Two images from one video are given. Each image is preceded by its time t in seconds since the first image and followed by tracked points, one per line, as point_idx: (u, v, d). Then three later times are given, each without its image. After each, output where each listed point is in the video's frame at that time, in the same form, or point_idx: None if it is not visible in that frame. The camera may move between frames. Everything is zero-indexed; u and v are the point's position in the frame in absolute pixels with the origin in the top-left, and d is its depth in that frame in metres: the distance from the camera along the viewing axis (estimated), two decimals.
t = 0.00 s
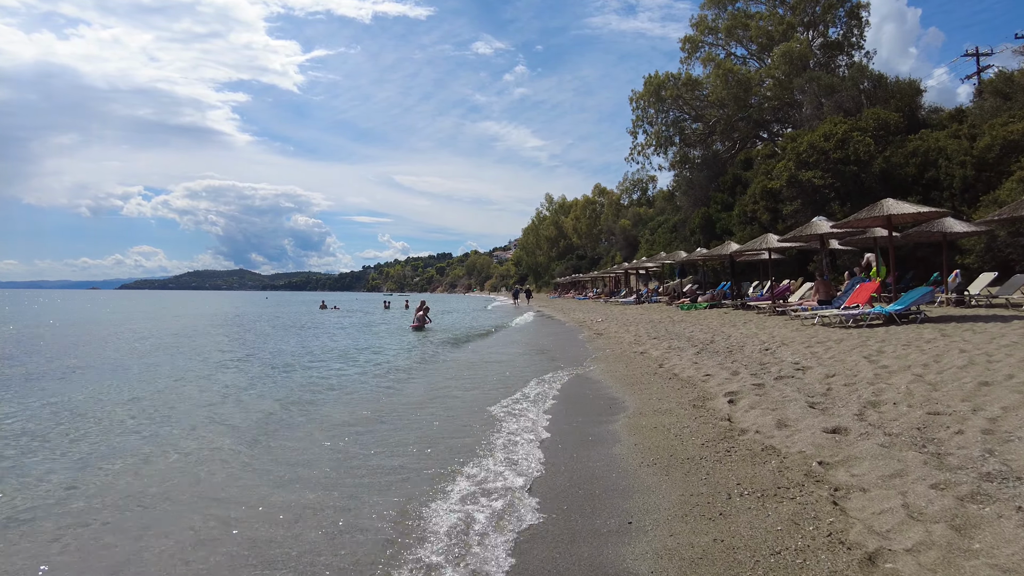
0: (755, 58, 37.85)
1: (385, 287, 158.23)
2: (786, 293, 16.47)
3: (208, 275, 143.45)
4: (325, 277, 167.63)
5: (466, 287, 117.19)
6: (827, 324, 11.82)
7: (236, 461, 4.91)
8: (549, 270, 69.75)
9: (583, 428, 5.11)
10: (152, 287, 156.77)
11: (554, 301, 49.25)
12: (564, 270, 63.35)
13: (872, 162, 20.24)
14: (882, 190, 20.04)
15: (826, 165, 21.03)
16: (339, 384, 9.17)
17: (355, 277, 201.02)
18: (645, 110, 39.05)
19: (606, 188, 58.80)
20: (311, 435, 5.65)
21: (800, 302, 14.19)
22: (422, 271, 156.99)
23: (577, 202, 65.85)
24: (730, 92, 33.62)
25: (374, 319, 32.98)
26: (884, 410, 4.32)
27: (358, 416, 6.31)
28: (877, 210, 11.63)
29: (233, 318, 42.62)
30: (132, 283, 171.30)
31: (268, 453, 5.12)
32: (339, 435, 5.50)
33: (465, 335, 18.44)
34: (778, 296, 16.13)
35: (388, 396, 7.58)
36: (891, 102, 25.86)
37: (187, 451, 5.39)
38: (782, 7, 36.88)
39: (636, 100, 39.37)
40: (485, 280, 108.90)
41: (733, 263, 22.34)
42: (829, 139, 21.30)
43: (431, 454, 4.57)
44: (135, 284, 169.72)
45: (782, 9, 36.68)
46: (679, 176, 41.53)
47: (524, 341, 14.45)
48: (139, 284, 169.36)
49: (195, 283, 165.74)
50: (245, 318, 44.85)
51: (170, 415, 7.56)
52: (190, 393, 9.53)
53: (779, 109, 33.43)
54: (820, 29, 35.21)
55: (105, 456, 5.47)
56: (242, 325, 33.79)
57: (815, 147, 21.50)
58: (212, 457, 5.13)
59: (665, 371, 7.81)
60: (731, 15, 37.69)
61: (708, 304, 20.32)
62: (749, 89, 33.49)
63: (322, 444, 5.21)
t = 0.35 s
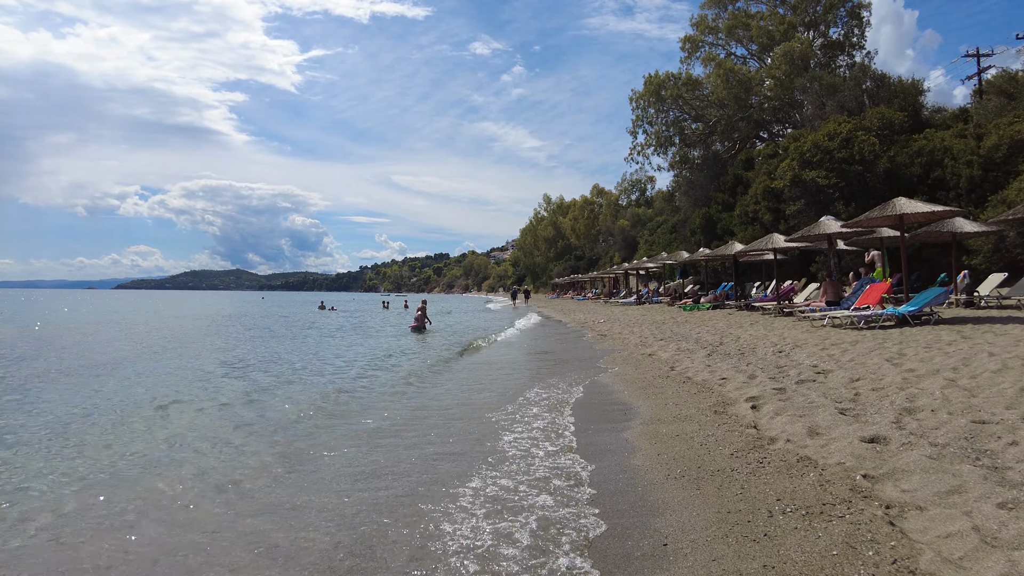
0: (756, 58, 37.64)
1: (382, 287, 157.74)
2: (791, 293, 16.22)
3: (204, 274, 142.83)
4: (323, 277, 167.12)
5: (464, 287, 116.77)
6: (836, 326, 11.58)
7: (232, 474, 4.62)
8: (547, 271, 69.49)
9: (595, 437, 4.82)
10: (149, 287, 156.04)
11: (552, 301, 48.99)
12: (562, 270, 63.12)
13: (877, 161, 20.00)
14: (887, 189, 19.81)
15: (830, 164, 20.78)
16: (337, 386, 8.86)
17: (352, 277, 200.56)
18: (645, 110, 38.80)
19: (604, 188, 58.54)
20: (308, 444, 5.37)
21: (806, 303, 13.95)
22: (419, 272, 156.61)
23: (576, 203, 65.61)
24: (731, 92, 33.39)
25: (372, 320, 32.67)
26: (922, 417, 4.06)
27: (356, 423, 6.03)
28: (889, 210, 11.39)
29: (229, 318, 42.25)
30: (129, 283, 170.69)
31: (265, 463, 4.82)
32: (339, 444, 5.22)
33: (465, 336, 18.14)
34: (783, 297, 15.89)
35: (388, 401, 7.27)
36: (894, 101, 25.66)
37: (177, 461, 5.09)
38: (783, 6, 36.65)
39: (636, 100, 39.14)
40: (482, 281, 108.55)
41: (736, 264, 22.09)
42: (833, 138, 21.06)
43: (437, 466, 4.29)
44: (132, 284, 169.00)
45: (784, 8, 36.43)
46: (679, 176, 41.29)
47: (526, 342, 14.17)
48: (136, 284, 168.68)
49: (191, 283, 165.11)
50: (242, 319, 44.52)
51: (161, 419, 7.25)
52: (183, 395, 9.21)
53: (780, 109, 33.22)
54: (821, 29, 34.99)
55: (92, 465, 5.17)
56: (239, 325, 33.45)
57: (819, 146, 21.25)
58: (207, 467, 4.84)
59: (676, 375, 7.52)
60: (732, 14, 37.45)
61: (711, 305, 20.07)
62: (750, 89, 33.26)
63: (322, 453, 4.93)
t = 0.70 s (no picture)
0: (746, 57, 37.62)
1: (372, 288, 156.78)
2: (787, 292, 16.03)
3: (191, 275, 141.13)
4: (312, 277, 166.05)
5: (454, 288, 116.29)
6: (837, 324, 11.37)
7: (214, 481, 4.28)
8: (537, 271, 69.30)
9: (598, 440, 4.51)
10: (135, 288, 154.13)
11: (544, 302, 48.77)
12: (552, 270, 62.95)
13: (872, 159, 19.87)
14: (881, 187, 19.72)
15: (824, 161, 20.64)
16: (323, 387, 8.48)
17: (342, 278, 199.32)
18: (636, 109, 38.63)
19: (595, 188, 58.42)
20: (294, 449, 5.02)
21: (805, 301, 13.74)
22: (409, 272, 155.93)
23: (566, 203, 65.45)
24: (723, 91, 33.32)
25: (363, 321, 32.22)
26: (951, 416, 3.82)
27: (344, 426, 5.68)
28: (890, 205, 11.20)
29: (215, 319, 41.50)
30: (115, 284, 168.33)
31: (246, 470, 4.47)
32: (327, 449, 4.87)
33: (458, 336, 17.80)
34: (780, 295, 15.68)
35: (379, 403, 6.92)
36: (885, 100, 25.63)
37: (149, 469, 4.70)
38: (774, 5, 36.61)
39: (627, 99, 38.97)
40: (473, 281, 108.14)
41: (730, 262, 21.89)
42: (827, 136, 20.92)
43: (431, 473, 3.96)
44: (118, 286, 166.72)
45: (774, 8, 36.41)
46: (670, 176, 41.18)
47: (520, 342, 13.82)
48: (122, 286, 166.39)
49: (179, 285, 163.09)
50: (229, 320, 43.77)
51: (135, 424, 6.83)
52: (159, 398, 8.75)
53: (772, 108, 33.18)
54: (811, 29, 35.03)
55: (56, 473, 4.77)
56: (225, 327, 32.81)
57: (813, 144, 21.10)
58: (182, 476, 4.47)
59: (678, 374, 7.22)
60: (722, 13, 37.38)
61: (706, 304, 19.86)
62: (741, 88, 33.19)
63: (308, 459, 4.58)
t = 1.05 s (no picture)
0: (740, 54, 37.43)
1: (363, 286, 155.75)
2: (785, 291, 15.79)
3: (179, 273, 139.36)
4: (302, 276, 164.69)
5: (445, 286, 115.75)
6: (841, 324, 11.13)
7: (195, 501, 3.93)
8: (529, 270, 68.96)
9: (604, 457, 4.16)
10: (122, 286, 152.11)
11: (537, 301, 48.55)
12: (544, 269, 62.64)
13: (869, 156, 19.68)
14: (878, 184, 19.54)
15: (821, 159, 20.41)
16: (309, 394, 8.05)
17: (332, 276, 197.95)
18: (629, 106, 38.35)
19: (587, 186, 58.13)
20: (277, 466, 4.65)
21: (806, 301, 13.50)
22: (400, 271, 155.22)
23: (558, 201, 65.11)
24: (716, 88, 33.10)
25: (354, 322, 31.75)
26: (993, 429, 3.53)
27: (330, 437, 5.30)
28: (894, 203, 10.95)
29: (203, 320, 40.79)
30: (101, 283, 166.02)
31: (229, 489, 4.11)
32: (316, 464, 4.53)
33: (452, 337, 17.42)
34: (779, 294, 15.43)
35: (372, 409, 6.57)
36: (880, 97, 25.49)
37: (121, 488, 4.30)
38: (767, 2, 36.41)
39: (620, 96, 38.67)
40: (464, 280, 107.64)
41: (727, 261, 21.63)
42: (823, 133, 20.70)
43: (430, 494, 3.63)
44: (105, 284, 164.44)
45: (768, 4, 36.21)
46: (663, 174, 40.98)
47: (515, 345, 13.48)
48: (108, 285, 164.11)
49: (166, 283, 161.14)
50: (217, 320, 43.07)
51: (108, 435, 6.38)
52: (134, 406, 8.25)
53: (765, 105, 33.00)
54: (804, 26, 34.87)
55: (15, 493, 4.33)
56: (213, 327, 32.17)
57: (810, 140, 20.87)
58: (159, 495, 4.11)
59: (683, 380, 6.87)
60: (716, 10, 37.13)
61: (703, 303, 19.60)
62: (735, 85, 32.98)
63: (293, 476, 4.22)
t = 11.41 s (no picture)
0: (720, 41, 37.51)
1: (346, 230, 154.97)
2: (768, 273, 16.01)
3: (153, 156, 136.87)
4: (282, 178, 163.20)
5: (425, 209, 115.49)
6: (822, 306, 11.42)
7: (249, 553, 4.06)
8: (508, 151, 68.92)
9: (600, 500, 4.58)
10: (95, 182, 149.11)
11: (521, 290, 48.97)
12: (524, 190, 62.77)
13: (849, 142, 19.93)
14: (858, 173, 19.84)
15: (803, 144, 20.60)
16: (289, 390, 8.00)
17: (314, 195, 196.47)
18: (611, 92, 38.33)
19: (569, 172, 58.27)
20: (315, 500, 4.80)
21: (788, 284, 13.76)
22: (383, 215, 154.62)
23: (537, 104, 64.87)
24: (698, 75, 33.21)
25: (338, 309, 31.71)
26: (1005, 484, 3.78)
27: (330, 458, 5.57)
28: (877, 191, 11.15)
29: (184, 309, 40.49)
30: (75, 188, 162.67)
31: (280, 535, 4.26)
32: (355, 501, 4.69)
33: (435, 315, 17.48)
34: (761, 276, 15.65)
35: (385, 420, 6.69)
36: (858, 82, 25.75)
37: (156, 543, 4.32)
38: None
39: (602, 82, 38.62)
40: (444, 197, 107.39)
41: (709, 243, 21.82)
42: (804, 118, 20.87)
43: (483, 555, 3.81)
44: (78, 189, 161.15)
45: None
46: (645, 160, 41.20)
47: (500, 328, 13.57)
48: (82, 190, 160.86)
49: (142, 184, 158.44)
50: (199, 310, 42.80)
51: (91, 450, 6.26)
52: (106, 404, 8.01)
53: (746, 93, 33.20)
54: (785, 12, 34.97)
55: (63, 539, 4.44)
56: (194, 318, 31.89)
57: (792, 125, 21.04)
58: (212, 543, 4.25)
59: (663, 396, 7.03)
60: None
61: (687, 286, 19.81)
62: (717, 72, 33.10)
63: (318, 511, 4.53)
